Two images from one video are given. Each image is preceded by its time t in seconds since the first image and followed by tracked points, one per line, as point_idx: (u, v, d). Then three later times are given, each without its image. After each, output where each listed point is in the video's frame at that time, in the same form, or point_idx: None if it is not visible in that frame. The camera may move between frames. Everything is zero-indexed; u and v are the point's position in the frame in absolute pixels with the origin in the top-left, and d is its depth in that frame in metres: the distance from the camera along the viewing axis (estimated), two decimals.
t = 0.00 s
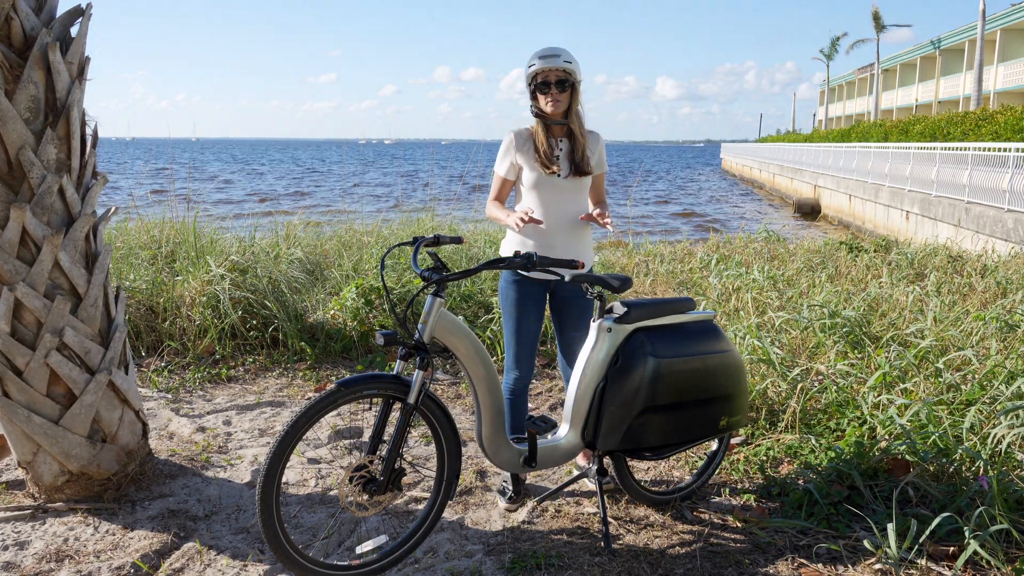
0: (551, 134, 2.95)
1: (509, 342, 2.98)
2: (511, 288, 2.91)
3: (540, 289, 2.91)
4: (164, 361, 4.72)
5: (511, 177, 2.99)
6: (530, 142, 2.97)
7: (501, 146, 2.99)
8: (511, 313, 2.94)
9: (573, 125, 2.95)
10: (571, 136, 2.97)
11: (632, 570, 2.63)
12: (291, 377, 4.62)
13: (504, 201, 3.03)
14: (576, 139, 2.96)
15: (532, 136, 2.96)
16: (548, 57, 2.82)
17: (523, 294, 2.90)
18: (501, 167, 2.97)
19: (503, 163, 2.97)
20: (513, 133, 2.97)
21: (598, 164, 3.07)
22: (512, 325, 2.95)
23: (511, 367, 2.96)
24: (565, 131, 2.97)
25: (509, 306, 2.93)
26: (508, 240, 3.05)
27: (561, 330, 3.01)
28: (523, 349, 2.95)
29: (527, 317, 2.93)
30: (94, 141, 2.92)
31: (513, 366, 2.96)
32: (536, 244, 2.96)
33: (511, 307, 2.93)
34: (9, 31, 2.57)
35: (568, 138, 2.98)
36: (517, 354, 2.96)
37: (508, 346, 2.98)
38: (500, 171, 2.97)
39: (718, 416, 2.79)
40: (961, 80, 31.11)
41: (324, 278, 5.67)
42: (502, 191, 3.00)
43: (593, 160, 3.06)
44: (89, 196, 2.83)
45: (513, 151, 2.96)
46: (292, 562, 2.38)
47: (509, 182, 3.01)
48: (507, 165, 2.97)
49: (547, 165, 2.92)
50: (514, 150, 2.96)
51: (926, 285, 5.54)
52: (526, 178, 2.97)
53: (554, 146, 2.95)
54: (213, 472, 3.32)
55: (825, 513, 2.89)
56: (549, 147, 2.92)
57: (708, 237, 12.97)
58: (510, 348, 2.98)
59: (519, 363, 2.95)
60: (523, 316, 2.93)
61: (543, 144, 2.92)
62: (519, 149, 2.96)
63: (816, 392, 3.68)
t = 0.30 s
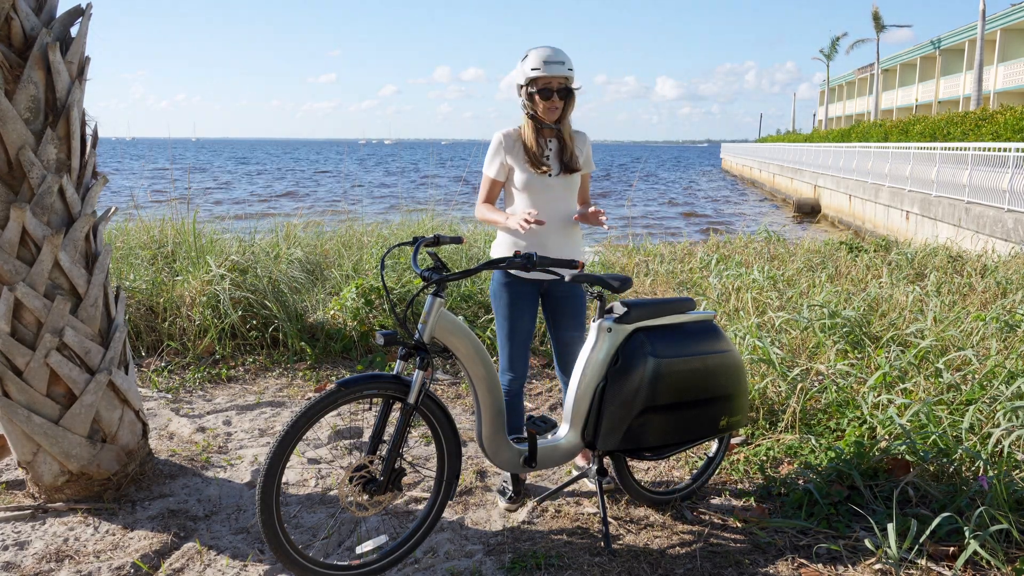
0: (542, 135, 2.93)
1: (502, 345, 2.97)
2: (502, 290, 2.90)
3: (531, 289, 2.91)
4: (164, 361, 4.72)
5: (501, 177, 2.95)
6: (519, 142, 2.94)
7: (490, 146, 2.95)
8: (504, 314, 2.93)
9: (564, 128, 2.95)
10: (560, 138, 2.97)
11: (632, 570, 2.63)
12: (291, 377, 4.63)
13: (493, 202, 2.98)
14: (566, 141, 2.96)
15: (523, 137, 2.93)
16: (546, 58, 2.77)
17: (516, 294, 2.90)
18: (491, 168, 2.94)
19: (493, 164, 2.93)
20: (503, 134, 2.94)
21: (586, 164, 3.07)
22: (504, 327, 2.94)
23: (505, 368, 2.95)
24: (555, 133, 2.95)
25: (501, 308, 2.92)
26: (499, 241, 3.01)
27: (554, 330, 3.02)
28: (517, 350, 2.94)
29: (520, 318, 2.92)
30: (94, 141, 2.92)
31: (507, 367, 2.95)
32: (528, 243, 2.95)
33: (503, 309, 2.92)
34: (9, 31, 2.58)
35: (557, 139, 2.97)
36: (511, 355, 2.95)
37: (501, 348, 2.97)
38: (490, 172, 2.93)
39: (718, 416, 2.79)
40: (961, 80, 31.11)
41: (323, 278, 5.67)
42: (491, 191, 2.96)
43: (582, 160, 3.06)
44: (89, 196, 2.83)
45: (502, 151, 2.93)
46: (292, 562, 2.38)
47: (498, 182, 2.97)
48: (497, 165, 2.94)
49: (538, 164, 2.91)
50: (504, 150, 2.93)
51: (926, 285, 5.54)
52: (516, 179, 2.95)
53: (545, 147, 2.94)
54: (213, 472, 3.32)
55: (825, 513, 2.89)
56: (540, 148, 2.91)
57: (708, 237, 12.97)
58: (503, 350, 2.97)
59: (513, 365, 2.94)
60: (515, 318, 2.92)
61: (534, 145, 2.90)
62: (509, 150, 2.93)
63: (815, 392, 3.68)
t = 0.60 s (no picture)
0: (537, 137, 2.92)
1: (499, 346, 2.97)
2: (499, 292, 2.90)
3: (528, 289, 2.91)
4: (164, 361, 4.72)
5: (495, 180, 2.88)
6: (514, 144, 2.91)
7: (484, 147, 2.88)
8: (499, 317, 2.93)
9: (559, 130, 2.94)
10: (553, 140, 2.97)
11: (632, 570, 2.63)
12: (291, 377, 4.63)
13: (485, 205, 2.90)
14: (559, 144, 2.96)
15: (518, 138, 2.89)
16: (551, 63, 2.74)
17: (511, 297, 2.89)
18: (485, 170, 2.86)
19: (488, 166, 2.86)
20: (497, 135, 2.88)
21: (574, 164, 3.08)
22: (501, 329, 2.94)
23: (503, 369, 2.95)
24: (549, 133, 2.95)
25: (497, 309, 2.92)
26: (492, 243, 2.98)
27: (551, 330, 3.02)
28: (515, 350, 2.95)
29: (518, 319, 2.92)
30: (94, 141, 2.92)
31: (505, 368, 2.95)
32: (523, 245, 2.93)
33: (500, 311, 2.91)
34: (9, 31, 2.58)
35: (550, 141, 2.97)
36: (508, 356, 2.95)
37: (498, 351, 2.97)
38: (484, 174, 2.86)
39: (718, 416, 2.79)
40: (961, 80, 31.12)
41: (323, 278, 5.67)
42: (485, 194, 2.88)
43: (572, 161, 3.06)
44: (89, 196, 2.83)
45: (496, 152, 2.88)
46: (292, 563, 2.38)
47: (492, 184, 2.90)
48: (491, 167, 2.87)
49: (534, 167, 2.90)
50: (499, 152, 2.88)
51: (926, 285, 5.54)
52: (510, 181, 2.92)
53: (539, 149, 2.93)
54: (213, 472, 3.32)
55: (825, 513, 2.89)
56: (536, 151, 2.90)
57: (708, 237, 12.97)
58: (500, 351, 2.97)
59: (511, 366, 2.94)
60: (512, 320, 2.91)
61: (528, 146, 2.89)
62: (503, 152, 2.89)
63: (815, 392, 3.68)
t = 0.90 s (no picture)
0: (540, 137, 2.92)
1: (501, 346, 2.97)
2: (502, 292, 2.89)
3: (531, 289, 2.90)
4: (164, 361, 4.72)
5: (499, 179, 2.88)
6: (517, 144, 2.90)
7: (487, 148, 2.86)
8: (502, 318, 2.92)
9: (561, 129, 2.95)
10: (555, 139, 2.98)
11: (632, 570, 2.64)
12: (291, 377, 4.63)
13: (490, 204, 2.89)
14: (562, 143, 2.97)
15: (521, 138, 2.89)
16: (555, 63, 2.74)
17: (513, 298, 2.88)
18: (490, 170, 2.85)
19: (492, 167, 2.85)
20: (500, 135, 2.87)
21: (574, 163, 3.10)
22: (504, 329, 2.93)
23: (505, 369, 2.95)
24: (551, 132, 2.95)
25: (501, 310, 2.91)
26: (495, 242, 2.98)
27: (552, 329, 3.02)
28: (517, 350, 2.95)
29: (521, 320, 2.91)
30: (94, 141, 2.92)
31: (507, 369, 2.95)
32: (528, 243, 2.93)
33: (503, 312, 2.91)
34: (9, 31, 2.58)
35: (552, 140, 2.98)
36: (510, 356, 2.95)
37: (501, 350, 2.97)
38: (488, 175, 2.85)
39: (718, 416, 2.79)
40: (961, 80, 31.12)
41: (323, 278, 5.67)
42: (489, 194, 2.88)
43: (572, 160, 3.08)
44: (89, 196, 2.83)
45: (500, 152, 2.86)
46: (292, 562, 2.38)
47: (495, 184, 2.89)
48: (495, 167, 2.86)
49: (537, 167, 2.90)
50: (502, 152, 2.87)
51: (926, 285, 5.54)
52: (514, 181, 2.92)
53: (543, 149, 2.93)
54: (213, 472, 3.33)
55: (825, 513, 2.89)
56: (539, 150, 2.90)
57: (708, 237, 12.97)
58: (502, 351, 2.96)
59: (513, 366, 2.94)
60: (515, 320, 2.91)
61: (532, 147, 2.89)
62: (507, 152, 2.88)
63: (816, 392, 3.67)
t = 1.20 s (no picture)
0: (546, 135, 2.92)
1: (507, 344, 2.97)
2: (510, 291, 2.89)
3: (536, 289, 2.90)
4: (164, 361, 4.72)
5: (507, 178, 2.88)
6: (524, 142, 2.91)
7: (494, 147, 2.88)
8: (509, 317, 2.92)
9: (569, 128, 2.95)
10: (563, 138, 2.97)
11: (632, 570, 2.64)
12: (291, 377, 4.63)
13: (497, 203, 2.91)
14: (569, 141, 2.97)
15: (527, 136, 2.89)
16: (557, 59, 2.75)
17: (520, 298, 2.88)
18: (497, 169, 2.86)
19: (499, 165, 2.86)
20: (507, 134, 2.88)
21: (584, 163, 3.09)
22: (511, 328, 2.93)
23: (510, 368, 2.95)
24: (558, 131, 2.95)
25: (508, 308, 2.91)
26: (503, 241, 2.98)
27: (555, 329, 3.03)
28: (522, 350, 2.94)
29: (527, 319, 2.91)
30: (94, 141, 2.92)
31: (512, 368, 2.95)
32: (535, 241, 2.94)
33: (510, 311, 2.91)
34: (9, 31, 2.58)
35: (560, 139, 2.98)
36: (516, 355, 2.95)
37: (507, 349, 2.97)
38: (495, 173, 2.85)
39: (718, 416, 2.79)
40: (961, 80, 31.12)
41: (324, 278, 5.67)
42: (496, 193, 2.88)
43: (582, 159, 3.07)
44: (89, 196, 2.83)
45: (507, 152, 2.87)
46: (292, 562, 2.38)
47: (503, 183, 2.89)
48: (501, 166, 2.87)
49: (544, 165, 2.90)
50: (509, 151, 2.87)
51: (926, 285, 5.55)
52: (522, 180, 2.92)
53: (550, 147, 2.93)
54: (213, 472, 3.33)
55: (825, 513, 2.89)
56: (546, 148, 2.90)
57: (708, 237, 12.97)
58: (508, 350, 2.96)
59: (518, 365, 2.94)
60: (522, 319, 2.91)
61: (537, 144, 2.89)
62: (514, 151, 2.88)
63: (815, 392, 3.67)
